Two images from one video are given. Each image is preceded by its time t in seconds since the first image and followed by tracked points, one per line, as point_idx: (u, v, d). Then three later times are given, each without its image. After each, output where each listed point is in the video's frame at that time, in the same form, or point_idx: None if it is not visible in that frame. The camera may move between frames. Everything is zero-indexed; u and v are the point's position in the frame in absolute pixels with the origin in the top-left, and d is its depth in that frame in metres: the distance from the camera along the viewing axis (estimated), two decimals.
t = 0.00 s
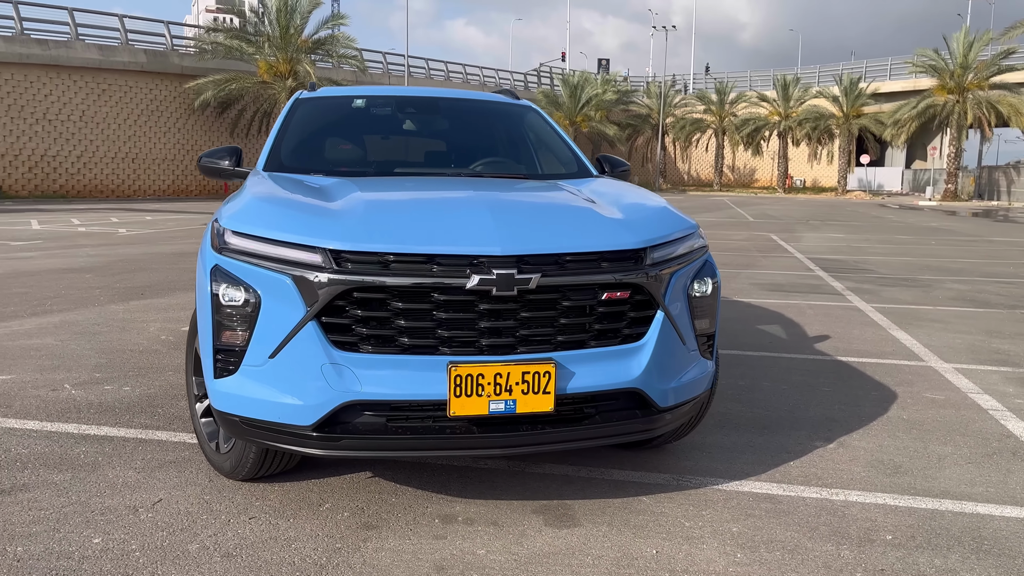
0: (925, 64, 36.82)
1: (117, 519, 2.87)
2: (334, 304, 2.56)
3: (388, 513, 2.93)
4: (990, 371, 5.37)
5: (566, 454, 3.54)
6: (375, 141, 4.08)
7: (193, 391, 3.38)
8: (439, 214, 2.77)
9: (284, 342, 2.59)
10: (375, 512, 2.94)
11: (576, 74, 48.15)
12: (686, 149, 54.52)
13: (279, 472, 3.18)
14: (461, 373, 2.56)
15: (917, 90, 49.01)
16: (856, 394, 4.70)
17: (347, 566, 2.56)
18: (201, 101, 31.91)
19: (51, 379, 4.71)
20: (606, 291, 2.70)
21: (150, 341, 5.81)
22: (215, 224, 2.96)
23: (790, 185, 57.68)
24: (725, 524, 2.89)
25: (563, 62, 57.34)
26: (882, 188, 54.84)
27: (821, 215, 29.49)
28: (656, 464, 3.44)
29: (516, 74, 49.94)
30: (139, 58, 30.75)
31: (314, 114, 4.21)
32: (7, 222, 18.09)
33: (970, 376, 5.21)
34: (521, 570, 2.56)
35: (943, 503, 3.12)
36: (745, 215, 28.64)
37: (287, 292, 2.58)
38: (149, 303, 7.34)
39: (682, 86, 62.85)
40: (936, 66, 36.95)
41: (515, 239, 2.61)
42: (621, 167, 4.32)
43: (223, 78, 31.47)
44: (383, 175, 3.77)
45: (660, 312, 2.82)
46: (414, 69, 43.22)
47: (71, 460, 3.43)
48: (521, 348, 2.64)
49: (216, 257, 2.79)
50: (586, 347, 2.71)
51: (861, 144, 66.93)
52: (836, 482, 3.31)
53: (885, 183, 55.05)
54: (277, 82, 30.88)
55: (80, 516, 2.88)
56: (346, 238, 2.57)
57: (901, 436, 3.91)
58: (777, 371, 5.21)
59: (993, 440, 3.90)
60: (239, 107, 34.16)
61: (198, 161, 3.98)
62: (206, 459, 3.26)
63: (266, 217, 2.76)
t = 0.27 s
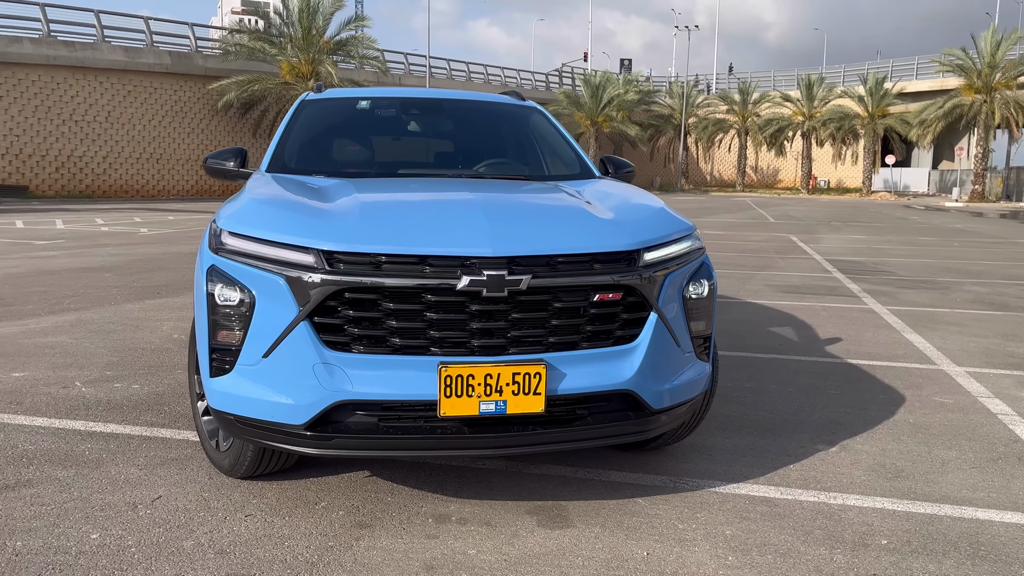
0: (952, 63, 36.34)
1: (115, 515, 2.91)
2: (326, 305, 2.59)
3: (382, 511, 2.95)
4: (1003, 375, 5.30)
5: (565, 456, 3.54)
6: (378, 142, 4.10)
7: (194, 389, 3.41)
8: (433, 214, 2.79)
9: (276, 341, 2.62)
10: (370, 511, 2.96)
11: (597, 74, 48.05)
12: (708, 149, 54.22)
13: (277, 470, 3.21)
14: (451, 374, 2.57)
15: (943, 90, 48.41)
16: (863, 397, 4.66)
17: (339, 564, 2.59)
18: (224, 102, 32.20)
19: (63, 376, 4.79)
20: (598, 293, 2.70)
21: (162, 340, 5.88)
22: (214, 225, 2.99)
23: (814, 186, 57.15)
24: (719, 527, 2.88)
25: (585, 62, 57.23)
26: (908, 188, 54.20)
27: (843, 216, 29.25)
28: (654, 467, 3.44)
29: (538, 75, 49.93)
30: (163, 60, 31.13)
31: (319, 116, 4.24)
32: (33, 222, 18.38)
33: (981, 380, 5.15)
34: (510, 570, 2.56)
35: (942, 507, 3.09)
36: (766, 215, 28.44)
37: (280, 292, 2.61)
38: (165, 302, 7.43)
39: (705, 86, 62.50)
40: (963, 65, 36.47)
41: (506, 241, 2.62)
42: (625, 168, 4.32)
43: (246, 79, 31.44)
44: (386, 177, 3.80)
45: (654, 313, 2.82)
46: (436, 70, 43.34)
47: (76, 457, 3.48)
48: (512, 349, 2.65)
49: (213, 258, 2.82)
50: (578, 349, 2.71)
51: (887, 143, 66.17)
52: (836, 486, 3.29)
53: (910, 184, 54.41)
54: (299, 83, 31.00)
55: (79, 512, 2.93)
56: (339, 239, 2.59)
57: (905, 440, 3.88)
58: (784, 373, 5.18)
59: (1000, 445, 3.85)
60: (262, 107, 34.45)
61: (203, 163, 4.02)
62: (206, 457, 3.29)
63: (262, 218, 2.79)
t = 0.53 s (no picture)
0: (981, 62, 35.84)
1: (115, 509, 2.97)
2: (318, 304, 2.63)
3: (376, 509, 2.99)
4: (1015, 379, 5.23)
5: (562, 455, 3.56)
6: (382, 144, 4.14)
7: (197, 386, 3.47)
8: (426, 215, 2.82)
9: (270, 340, 2.66)
10: (364, 508, 3.00)
11: (619, 74, 47.90)
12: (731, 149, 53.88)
13: (275, 466, 3.25)
14: (440, 373, 2.60)
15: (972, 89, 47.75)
16: (868, 400, 4.62)
17: (330, 559, 2.63)
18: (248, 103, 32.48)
19: (75, 373, 4.87)
20: (588, 293, 2.72)
21: (175, 338, 5.97)
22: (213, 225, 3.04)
23: (839, 187, 56.56)
24: (710, 528, 2.88)
25: (608, 62, 57.09)
26: (935, 189, 53.50)
27: (868, 217, 28.91)
28: (650, 468, 3.44)
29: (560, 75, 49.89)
30: (189, 62, 31.47)
31: (324, 118, 4.29)
32: (59, 221, 18.66)
33: (992, 384, 5.09)
34: (498, 569, 2.59)
35: (939, 511, 3.06)
36: (789, 216, 28.18)
37: (273, 291, 2.65)
38: (180, 301, 7.53)
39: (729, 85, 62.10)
40: (991, 65, 35.96)
41: (496, 241, 2.64)
42: (629, 169, 4.33)
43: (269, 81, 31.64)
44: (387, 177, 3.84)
45: (645, 314, 2.83)
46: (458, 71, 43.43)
47: (82, 452, 3.56)
48: (501, 348, 2.67)
49: (210, 257, 2.87)
50: (568, 349, 2.73)
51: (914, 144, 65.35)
52: (832, 488, 3.28)
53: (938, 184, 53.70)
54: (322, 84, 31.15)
55: (81, 506, 2.99)
56: (331, 239, 2.63)
57: (907, 443, 3.85)
58: (791, 375, 5.16)
59: (1004, 449, 3.81)
60: (285, 108, 34.71)
61: (210, 164, 4.08)
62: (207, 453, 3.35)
63: (258, 219, 2.84)
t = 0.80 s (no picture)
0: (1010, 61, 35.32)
1: (119, 498, 3.05)
2: (313, 299, 2.69)
3: (371, 501, 3.03)
4: None
5: (560, 451, 3.59)
6: (387, 142, 4.19)
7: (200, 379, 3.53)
8: (421, 212, 2.87)
9: (266, 334, 2.72)
10: (360, 500, 3.05)
11: (642, 74, 47.75)
12: (755, 149, 53.49)
13: (277, 458, 3.32)
14: (431, 368, 2.64)
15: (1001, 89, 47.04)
16: (873, 400, 4.61)
17: (323, 548, 2.68)
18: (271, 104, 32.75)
19: (90, 367, 4.97)
20: (579, 289, 2.75)
21: (188, 334, 6.07)
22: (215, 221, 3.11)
23: (864, 187, 55.98)
24: (701, 523, 2.90)
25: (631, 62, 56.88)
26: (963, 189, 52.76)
27: (892, 218, 28.61)
28: (647, 464, 3.47)
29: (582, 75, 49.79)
30: (214, 63, 31.77)
31: (330, 119, 4.35)
32: (84, 220, 18.94)
33: (1001, 384, 5.05)
34: (487, 560, 2.63)
35: (935, 510, 3.06)
36: (811, 216, 27.96)
37: (269, 286, 2.71)
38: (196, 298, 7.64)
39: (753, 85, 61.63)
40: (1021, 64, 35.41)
41: (487, 237, 2.68)
42: (632, 167, 4.36)
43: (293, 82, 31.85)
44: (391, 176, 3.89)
45: (636, 311, 2.85)
46: (480, 71, 43.46)
47: (91, 443, 3.64)
48: (492, 344, 2.71)
49: (210, 253, 2.94)
50: (558, 344, 2.76)
51: (942, 144, 64.51)
52: (827, 486, 3.28)
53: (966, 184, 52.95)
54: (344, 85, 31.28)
55: (86, 495, 3.07)
56: (325, 235, 2.68)
57: (908, 442, 3.84)
58: (798, 375, 5.15)
59: (1007, 449, 3.79)
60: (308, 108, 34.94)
61: (218, 162, 4.15)
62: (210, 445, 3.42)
63: (256, 216, 2.90)
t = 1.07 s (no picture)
0: None
1: (121, 490, 3.08)
2: (309, 292, 2.70)
3: (369, 495, 3.05)
4: None
5: (562, 446, 3.58)
6: (394, 139, 4.21)
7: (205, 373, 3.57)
8: (420, 207, 2.88)
9: (263, 327, 2.74)
10: (359, 494, 3.07)
11: (665, 73, 47.50)
12: (780, 149, 53.03)
13: (279, 452, 3.34)
14: (425, 361, 2.65)
15: None
16: (883, 399, 4.56)
17: (319, 540, 2.70)
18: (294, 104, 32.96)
19: (103, 362, 5.04)
20: (575, 284, 2.74)
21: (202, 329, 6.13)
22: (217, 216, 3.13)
23: (891, 187, 55.27)
24: (698, 520, 2.89)
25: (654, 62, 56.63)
26: (992, 190, 51.94)
27: (917, 218, 28.25)
28: (648, 460, 3.46)
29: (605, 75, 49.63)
30: (238, 64, 32.01)
31: (338, 116, 4.38)
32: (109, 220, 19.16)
33: (1016, 385, 4.97)
34: (481, 553, 2.63)
35: (939, 509, 3.02)
36: (835, 217, 27.67)
37: (267, 279, 2.73)
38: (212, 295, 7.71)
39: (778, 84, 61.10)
40: None
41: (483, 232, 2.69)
42: (639, 164, 4.35)
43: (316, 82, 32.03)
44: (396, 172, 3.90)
45: (633, 306, 2.84)
46: (502, 71, 43.43)
47: (99, 435, 3.69)
48: (487, 338, 2.71)
49: (211, 246, 2.96)
50: (553, 339, 2.76)
51: (971, 144, 63.59)
52: (830, 485, 3.25)
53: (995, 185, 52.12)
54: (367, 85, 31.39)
55: (90, 486, 3.11)
56: (322, 230, 2.70)
57: (916, 441, 3.80)
58: (808, 374, 5.11)
59: (1017, 450, 3.73)
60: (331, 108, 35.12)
61: (227, 159, 4.18)
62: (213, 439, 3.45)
63: (256, 211, 2.92)
